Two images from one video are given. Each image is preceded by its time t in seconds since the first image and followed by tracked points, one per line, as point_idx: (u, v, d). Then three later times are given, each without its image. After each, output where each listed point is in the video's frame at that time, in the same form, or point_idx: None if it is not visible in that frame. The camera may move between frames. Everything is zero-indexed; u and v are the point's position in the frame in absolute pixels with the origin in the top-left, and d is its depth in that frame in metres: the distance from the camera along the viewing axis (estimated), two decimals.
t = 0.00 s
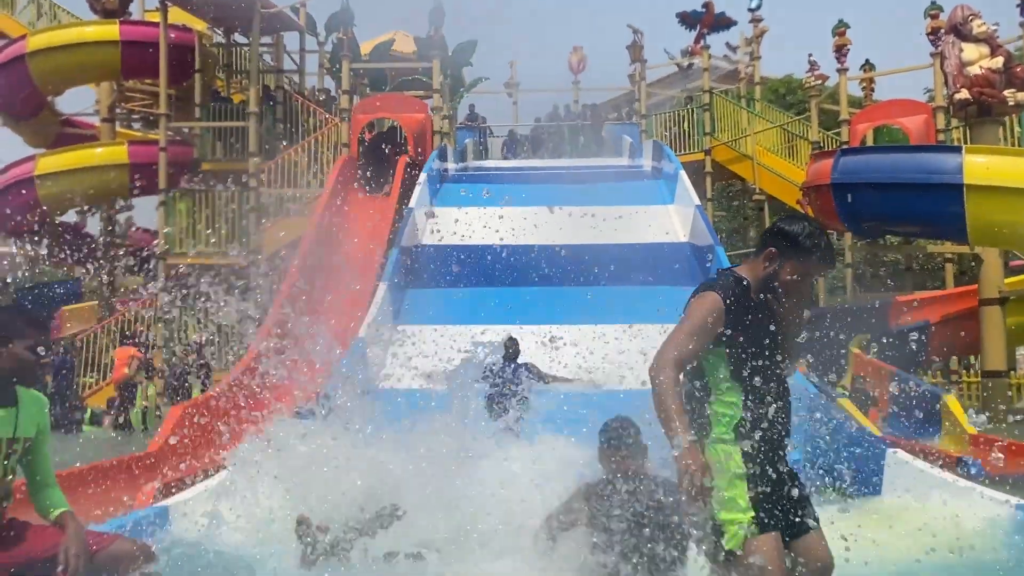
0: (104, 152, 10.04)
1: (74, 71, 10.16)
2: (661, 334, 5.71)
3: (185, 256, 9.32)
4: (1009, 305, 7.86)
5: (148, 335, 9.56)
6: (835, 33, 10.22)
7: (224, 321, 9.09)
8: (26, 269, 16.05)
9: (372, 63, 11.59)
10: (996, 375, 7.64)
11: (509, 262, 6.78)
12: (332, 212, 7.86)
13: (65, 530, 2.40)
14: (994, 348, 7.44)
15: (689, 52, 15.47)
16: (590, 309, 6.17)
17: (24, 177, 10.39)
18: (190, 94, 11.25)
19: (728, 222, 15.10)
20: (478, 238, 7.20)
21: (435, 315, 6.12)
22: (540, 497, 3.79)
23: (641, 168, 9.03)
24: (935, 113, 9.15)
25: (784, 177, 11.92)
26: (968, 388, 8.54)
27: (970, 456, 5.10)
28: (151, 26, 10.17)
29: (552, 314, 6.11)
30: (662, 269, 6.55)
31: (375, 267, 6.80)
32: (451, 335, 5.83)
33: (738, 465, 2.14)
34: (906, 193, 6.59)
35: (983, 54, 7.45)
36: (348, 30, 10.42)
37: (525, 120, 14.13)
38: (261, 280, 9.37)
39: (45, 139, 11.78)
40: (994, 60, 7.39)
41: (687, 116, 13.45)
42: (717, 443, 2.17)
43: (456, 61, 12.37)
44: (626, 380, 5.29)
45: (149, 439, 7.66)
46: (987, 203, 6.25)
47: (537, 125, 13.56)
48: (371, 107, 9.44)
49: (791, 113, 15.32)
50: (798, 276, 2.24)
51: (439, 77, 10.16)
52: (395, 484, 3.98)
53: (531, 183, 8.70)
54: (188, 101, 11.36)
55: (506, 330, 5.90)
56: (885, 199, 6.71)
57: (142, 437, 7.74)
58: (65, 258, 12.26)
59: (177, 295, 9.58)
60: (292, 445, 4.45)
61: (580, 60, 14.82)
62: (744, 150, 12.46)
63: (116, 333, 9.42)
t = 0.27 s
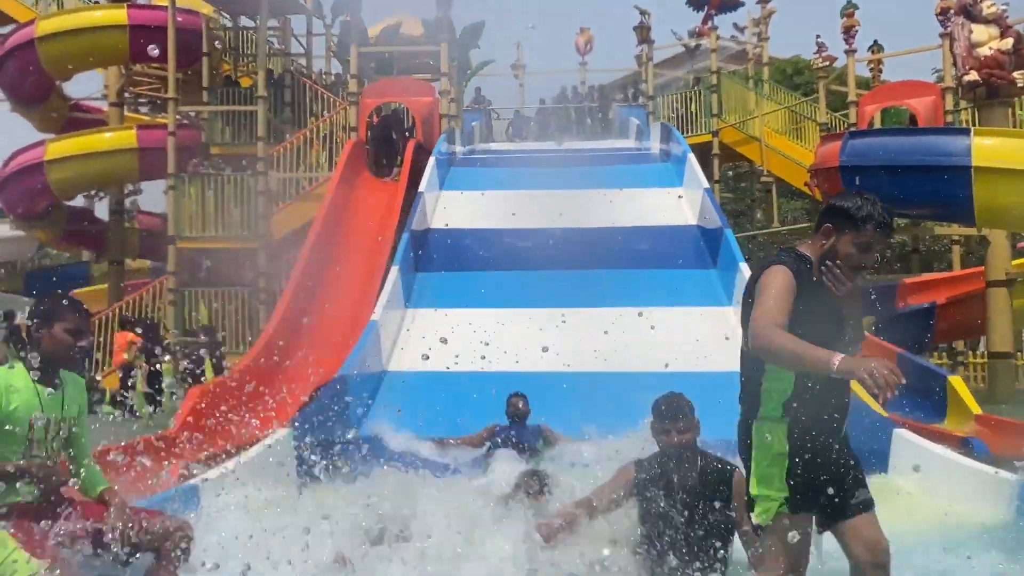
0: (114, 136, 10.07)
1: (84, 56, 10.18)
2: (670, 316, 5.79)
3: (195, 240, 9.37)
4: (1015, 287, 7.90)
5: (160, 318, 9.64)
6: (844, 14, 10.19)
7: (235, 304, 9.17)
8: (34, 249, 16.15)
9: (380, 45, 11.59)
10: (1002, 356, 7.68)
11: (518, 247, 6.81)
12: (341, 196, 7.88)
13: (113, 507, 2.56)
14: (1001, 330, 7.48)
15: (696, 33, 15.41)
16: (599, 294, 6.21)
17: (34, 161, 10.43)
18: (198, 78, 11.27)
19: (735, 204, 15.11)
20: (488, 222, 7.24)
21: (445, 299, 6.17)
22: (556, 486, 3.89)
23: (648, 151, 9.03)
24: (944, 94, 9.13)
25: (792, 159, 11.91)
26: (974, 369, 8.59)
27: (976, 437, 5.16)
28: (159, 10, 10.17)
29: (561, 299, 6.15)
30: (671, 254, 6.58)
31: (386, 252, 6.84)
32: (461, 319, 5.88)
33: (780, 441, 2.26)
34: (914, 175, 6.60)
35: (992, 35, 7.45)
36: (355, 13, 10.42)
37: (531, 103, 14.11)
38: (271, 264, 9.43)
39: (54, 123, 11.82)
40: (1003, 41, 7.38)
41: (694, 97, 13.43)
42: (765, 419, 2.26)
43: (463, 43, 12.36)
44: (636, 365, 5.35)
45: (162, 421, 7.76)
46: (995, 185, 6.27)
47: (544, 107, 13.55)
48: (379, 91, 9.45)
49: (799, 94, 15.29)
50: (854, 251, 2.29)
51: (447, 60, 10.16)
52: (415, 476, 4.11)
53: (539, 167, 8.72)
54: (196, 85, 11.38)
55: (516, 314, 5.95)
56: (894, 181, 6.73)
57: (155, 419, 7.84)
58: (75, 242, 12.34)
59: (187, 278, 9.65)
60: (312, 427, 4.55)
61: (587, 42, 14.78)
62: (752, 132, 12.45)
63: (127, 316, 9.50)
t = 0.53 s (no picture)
0: (122, 127, 10.14)
1: (91, 47, 10.24)
2: (674, 306, 5.87)
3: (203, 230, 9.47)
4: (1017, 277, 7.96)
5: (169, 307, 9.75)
6: (848, 5, 10.22)
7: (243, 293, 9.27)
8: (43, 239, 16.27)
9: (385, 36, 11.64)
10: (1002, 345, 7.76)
11: (524, 237, 6.89)
12: (348, 187, 7.96)
13: (136, 491, 2.67)
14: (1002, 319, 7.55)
15: (701, 23, 15.43)
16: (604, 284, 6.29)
17: (42, 152, 10.51)
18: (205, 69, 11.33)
19: (739, 193, 15.16)
20: (494, 212, 7.32)
21: (452, 289, 6.26)
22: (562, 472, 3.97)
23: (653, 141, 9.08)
24: (947, 84, 9.17)
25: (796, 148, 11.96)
26: (976, 357, 8.66)
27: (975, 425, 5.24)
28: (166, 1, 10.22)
29: (566, 288, 6.23)
30: (675, 244, 6.65)
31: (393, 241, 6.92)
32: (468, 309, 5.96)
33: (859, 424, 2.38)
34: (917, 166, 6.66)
35: (995, 26, 7.47)
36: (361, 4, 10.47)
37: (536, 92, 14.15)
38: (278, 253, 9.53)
39: (63, 113, 11.89)
40: (1006, 32, 7.42)
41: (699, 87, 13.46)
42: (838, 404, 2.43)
43: (468, 33, 12.40)
44: (640, 353, 5.43)
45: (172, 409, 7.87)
46: (996, 175, 6.34)
47: (548, 97, 13.60)
48: (385, 81, 9.51)
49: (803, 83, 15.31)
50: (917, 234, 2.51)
51: (452, 51, 10.21)
52: (428, 462, 4.20)
53: (544, 157, 8.78)
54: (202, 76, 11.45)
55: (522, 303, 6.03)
56: (896, 172, 6.79)
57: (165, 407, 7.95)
58: (83, 232, 12.44)
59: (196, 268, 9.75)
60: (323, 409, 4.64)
61: (592, 32, 14.81)
62: (756, 122, 12.49)
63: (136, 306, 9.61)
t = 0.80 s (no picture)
0: (126, 121, 10.18)
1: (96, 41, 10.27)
2: (676, 299, 5.91)
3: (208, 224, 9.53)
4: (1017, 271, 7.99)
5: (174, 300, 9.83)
6: None
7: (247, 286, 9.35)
8: (48, 232, 16.34)
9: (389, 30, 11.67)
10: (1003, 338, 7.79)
11: (526, 230, 6.92)
12: (352, 180, 7.99)
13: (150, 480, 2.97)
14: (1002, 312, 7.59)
15: (704, 16, 15.43)
16: (606, 277, 6.33)
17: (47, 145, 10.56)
18: (209, 62, 11.37)
19: (742, 186, 15.19)
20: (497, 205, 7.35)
21: (455, 282, 6.31)
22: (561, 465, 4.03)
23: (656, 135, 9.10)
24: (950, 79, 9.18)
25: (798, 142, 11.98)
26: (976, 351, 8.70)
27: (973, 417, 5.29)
28: None
29: (569, 282, 6.27)
30: (678, 237, 6.68)
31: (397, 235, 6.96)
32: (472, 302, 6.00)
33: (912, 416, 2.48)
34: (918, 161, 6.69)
35: (997, 21, 7.49)
36: None
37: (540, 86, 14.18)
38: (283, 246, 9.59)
39: (67, 107, 11.93)
40: (1008, 27, 7.43)
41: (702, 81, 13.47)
42: (890, 396, 2.54)
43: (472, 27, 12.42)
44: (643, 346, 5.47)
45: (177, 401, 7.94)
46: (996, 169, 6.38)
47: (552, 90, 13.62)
48: (388, 75, 9.53)
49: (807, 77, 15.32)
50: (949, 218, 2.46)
51: (456, 44, 10.24)
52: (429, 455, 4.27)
53: (547, 150, 8.80)
54: (206, 69, 11.49)
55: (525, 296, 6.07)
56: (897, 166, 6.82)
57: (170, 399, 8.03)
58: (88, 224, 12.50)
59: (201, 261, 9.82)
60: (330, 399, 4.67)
61: (595, 25, 14.82)
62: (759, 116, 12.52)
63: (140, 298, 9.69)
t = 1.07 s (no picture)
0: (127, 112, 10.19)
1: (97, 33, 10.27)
2: (676, 292, 5.95)
3: (209, 216, 9.57)
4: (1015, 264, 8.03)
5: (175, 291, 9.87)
6: None
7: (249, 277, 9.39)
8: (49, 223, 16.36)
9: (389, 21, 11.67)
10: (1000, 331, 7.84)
11: (528, 223, 6.95)
12: (353, 172, 8.01)
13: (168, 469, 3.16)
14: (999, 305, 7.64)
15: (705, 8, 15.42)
16: (606, 269, 6.36)
17: (48, 137, 10.57)
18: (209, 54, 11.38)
19: (741, 178, 15.21)
20: (498, 198, 7.38)
21: (457, 274, 6.34)
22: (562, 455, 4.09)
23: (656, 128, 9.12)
24: (949, 72, 9.20)
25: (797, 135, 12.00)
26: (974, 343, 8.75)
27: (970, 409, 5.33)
28: None
29: (570, 274, 6.31)
30: (678, 231, 6.72)
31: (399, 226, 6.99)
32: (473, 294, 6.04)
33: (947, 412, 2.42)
34: (917, 154, 6.71)
35: (997, 15, 7.50)
36: None
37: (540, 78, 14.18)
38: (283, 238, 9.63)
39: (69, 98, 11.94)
40: (1007, 21, 7.45)
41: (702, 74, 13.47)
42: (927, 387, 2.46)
43: (471, 19, 12.42)
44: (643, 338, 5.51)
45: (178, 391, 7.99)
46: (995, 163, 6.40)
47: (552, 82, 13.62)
48: (389, 67, 9.54)
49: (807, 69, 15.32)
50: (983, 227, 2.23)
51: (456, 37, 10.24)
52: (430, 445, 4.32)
53: (547, 143, 8.82)
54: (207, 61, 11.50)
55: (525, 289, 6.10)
56: (896, 160, 6.84)
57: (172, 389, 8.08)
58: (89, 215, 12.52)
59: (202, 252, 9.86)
60: (332, 390, 4.71)
61: (595, 17, 14.82)
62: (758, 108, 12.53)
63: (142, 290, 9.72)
